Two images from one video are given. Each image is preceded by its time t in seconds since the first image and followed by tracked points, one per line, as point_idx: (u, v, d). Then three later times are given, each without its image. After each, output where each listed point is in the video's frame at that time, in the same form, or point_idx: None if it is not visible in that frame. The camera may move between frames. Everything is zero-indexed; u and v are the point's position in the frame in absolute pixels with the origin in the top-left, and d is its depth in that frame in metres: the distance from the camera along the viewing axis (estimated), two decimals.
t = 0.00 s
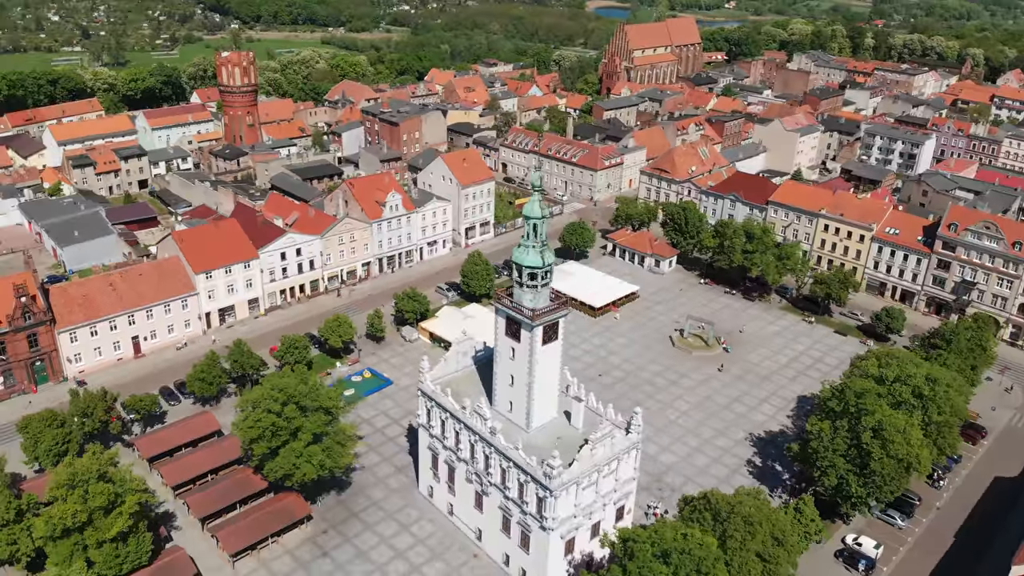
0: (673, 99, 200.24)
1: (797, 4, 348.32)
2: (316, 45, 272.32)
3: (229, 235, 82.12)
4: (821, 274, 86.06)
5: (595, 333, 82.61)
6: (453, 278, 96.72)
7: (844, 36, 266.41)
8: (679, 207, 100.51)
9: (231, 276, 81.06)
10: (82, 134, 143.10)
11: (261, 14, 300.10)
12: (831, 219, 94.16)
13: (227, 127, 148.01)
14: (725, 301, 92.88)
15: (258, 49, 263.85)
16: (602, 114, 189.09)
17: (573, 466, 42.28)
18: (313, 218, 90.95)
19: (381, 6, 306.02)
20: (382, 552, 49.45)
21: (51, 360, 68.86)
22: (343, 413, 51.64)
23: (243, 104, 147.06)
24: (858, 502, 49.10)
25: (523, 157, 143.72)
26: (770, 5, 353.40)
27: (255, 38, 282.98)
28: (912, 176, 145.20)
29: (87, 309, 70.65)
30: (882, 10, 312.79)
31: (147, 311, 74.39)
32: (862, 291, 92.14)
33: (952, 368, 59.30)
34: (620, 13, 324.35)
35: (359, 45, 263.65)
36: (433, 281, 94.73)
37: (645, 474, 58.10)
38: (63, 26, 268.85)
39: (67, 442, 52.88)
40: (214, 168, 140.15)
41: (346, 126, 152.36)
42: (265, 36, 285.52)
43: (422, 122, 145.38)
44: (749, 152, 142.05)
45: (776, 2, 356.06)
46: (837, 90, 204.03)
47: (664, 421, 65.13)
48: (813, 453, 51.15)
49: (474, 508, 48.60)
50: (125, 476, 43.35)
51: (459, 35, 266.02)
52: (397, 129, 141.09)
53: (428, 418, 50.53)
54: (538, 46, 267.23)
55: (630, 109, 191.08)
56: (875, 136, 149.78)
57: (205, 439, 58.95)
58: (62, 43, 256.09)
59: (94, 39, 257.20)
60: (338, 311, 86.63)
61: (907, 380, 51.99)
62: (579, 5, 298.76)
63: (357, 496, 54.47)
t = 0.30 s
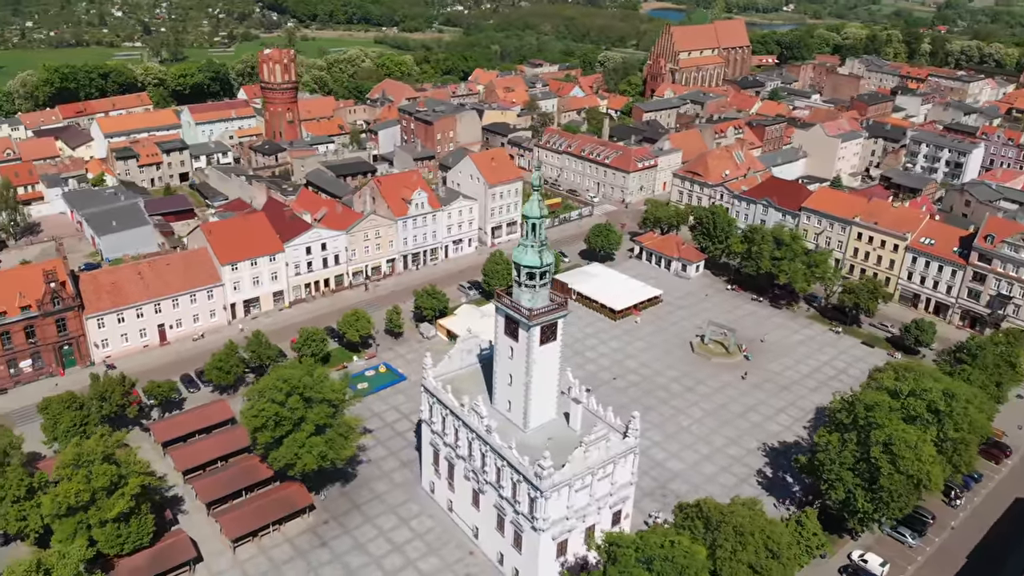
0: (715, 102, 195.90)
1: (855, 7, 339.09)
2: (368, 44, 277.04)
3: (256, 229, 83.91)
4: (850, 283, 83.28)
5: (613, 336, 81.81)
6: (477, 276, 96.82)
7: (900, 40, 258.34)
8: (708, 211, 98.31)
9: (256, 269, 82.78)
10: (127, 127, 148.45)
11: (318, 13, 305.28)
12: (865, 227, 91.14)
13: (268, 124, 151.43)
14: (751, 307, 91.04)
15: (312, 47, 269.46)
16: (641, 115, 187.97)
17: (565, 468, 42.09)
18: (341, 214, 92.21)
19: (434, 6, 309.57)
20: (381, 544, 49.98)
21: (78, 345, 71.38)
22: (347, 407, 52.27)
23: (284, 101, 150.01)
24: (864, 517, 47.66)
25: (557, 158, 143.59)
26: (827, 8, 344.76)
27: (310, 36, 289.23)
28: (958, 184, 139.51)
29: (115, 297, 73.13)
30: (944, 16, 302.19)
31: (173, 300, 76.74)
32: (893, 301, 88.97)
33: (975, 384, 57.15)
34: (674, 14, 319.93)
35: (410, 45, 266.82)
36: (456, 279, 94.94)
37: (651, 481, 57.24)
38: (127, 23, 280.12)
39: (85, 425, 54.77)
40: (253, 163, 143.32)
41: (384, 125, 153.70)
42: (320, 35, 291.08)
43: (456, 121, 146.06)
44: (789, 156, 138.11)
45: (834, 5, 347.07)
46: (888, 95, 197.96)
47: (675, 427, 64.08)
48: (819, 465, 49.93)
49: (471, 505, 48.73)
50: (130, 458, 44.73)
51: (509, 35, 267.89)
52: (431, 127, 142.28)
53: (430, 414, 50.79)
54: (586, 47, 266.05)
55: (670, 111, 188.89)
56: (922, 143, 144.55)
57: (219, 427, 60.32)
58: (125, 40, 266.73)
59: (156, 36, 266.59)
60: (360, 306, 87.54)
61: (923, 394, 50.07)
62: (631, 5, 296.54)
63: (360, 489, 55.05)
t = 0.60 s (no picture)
0: (761, 106, 190.69)
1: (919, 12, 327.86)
2: (420, 45, 280.79)
3: (285, 223, 85.76)
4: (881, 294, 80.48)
5: (632, 341, 80.95)
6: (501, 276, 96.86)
7: (961, 48, 249.37)
8: (739, 216, 95.80)
9: (283, 263, 84.61)
10: (174, 122, 152.92)
11: (375, 14, 309.35)
12: (900, 237, 87.98)
13: (310, 122, 154.58)
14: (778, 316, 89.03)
15: (367, 48, 274.53)
16: (683, 119, 185.55)
17: (556, 469, 41.97)
18: (369, 211, 93.41)
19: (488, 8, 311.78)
20: (379, 537, 50.56)
21: (108, 331, 74.16)
22: (353, 400, 53.04)
23: (325, 100, 153.14)
24: (868, 534, 46.29)
25: (592, 160, 143.06)
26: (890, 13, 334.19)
27: (365, 37, 294.47)
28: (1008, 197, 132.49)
29: (144, 286, 75.66)
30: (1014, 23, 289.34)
31: (201, 291, 79.22)
32: (927, 315, 85.85)
33: (1000, 403, 54.71)
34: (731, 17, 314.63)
35: (463, 46, 268.96)
36: (479, 279, 95.15)
37: (656, 487, 56.50)
38: (190, 21, 289.61)
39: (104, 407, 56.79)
40: (293, 159, 146.36)
41: (421, 124, 154.66)
42: (376, 36, 295.75)
43: (492, 122, 146.66)
44: (830, 163, 133.63)
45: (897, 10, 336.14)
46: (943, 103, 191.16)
47: (686, 435, 63.10)
48: (825, 479, 48.66)
49: (469, 503, 48.98)
50: (137, 441, 46.18)
51: (562, 38, 268.38)
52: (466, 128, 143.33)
53: (432, 410, 51.12)
54: (638, 50, 263.88)
55: (713, 115, 185.88)
56: (971, 152, 137.95)
57: (235, 414, 61.83)
58: (187, 38, 275.96)
59: (217, 34, 274.95)
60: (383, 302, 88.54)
61: (937, 410, 48.24)
62: (686, 7, 293.09)
63: (365, 481, 55.79)
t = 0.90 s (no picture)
0: (806, 112, 184.96)
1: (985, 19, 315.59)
2: (472, 45, 282.78)
3: (313, 218, 87.50)
4: (911, 306, 77.61)
5: (652, 345, 79.98)
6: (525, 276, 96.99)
7: None
8: (769, 222, 92.98)
9: (310, 257, 86.29)
10: (219, 119, 157.15)
11: (429, 16, 312.71)
12: (935, 248, 85.03)
13: (349, 121, 157.11)
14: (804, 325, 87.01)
15: (421, 48, 278.01)
16: (725, 123, 182.57)
17: (548, 469, 42.02)
18: (397, 209, 94.56)
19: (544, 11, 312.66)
20: (379, 529, 51.31)
21: (137, 318, 77.08)
22: (359, 393, 53.90)
23: (365, 99, 155.60)
24: (871, 550, 45.12)
25: (627, 163, 142.21)
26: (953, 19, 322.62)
27: (419, 38, 297.79)
28: None
29: (174, 276, 78.44)
30: None
31: (228, 282, 81.55)
32: (960, 329, 82.59)
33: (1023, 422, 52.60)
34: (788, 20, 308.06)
35: (515, 49, 269.78)
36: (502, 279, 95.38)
37: (661, 493, 55.85)
38: (250, 20, 298.01)
39: (124, 390, 59.08)
40: (332, 157, 148.98)
41: (458, 124, 155.46)
42: (429, 36, 298.51)
43: (527, 123, 146.93)
44: (871, 171, 129.55)
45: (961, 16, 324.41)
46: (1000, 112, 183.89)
47: (697, 442, 62.18)
48: (829, 491, 47.57)
49: (467, 499, 49.35)
50: (146, 424, 47.92)
51: (615, 41, 267.27)
52: (501, 129, 144.10)
53: (436, 406, 51.56)
54: (688, 53, 260.64)
55: (757, 120, 182.38)
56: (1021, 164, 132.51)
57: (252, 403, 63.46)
58: (246, 37, 283.83)
59: (274, 33, 281.86)
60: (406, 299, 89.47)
61: (950, 425, 46.71)
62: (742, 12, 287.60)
63: (371, 474, 56.62)
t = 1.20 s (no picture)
0: (855, 119, 178.57)
1: None
2: (526, 47, 283.83)
3: (342, 214, 89.18)
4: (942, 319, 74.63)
5: (672, 350, 78.88)
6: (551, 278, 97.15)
7: None
8: (800, 229, 89.83)
9: (337, 252, 87.94)
10: (265, 115, 161.62)
11: (486, 17, 315.90)
12: (972, 260, 81.50)
13: (390, 120, 159.23)
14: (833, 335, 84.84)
15: (474, 48, 279.76)
16: (770, 128, 178.77)
17: (540, 467, 42.20)
18: (426, 207, 95.61)
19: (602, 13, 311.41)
20: (380, 520, 52.08)
21: (169, 306, 80.25)
22: (367, 386, 54.86)
23: (406, 99, 157.66)
24: (871, 566, 43.83)
25: (665, 166, 140.68)
26: None
27: (475, 40, 297.49)
28: None
29: (205, 267, 81.30)
30: None
31: (257, 274, 83.99)
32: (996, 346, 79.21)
33: None
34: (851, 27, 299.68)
35: (570, 51, 270.05)
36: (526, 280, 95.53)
37: (665, 499, 55.15)
38: (311, 21, 305.74)
39: (148, 373, 61.75)
40: (372, 155, 151.34)
41: (496, 126, 156.29)
42: (485, 38, 299.58)
43: (564, 125, 146.79)
44: (916, 181, 125.31)
45: None
46: None
47: (708, 449, 61.22)
48: (831, 505, 46.42)
49: (466, 494, 49.81)
50: (159, 407, 49.89)
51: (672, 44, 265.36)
52: (538, 130, 144.45)
53: (440, 401, 52.00)
54: (743, 57, 256.14)
55: (804, 126, 178.05)
56: None
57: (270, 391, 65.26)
58: (306, 36, 291.24)
59: (333, 34, 288.19)
60: (430, 296, 90.38)
61: (960, 442, 45.07)
62: (804, 14, 277.68)
63: (378, 466, 57.51)
